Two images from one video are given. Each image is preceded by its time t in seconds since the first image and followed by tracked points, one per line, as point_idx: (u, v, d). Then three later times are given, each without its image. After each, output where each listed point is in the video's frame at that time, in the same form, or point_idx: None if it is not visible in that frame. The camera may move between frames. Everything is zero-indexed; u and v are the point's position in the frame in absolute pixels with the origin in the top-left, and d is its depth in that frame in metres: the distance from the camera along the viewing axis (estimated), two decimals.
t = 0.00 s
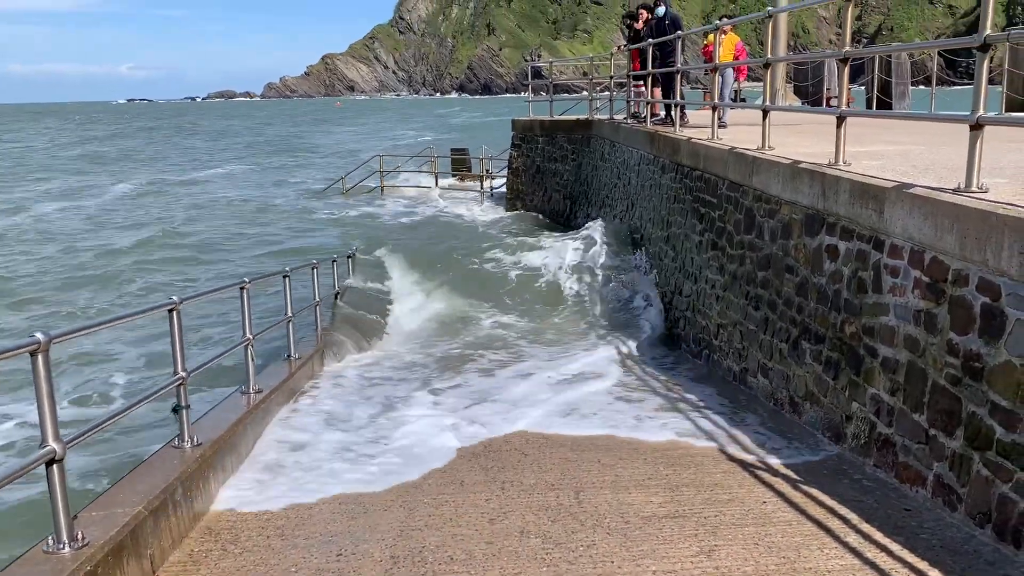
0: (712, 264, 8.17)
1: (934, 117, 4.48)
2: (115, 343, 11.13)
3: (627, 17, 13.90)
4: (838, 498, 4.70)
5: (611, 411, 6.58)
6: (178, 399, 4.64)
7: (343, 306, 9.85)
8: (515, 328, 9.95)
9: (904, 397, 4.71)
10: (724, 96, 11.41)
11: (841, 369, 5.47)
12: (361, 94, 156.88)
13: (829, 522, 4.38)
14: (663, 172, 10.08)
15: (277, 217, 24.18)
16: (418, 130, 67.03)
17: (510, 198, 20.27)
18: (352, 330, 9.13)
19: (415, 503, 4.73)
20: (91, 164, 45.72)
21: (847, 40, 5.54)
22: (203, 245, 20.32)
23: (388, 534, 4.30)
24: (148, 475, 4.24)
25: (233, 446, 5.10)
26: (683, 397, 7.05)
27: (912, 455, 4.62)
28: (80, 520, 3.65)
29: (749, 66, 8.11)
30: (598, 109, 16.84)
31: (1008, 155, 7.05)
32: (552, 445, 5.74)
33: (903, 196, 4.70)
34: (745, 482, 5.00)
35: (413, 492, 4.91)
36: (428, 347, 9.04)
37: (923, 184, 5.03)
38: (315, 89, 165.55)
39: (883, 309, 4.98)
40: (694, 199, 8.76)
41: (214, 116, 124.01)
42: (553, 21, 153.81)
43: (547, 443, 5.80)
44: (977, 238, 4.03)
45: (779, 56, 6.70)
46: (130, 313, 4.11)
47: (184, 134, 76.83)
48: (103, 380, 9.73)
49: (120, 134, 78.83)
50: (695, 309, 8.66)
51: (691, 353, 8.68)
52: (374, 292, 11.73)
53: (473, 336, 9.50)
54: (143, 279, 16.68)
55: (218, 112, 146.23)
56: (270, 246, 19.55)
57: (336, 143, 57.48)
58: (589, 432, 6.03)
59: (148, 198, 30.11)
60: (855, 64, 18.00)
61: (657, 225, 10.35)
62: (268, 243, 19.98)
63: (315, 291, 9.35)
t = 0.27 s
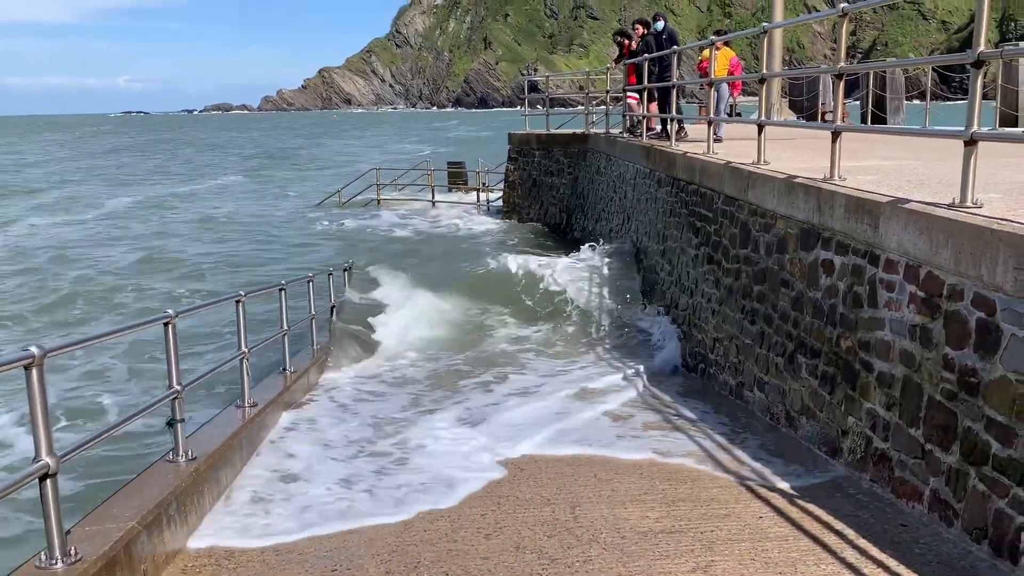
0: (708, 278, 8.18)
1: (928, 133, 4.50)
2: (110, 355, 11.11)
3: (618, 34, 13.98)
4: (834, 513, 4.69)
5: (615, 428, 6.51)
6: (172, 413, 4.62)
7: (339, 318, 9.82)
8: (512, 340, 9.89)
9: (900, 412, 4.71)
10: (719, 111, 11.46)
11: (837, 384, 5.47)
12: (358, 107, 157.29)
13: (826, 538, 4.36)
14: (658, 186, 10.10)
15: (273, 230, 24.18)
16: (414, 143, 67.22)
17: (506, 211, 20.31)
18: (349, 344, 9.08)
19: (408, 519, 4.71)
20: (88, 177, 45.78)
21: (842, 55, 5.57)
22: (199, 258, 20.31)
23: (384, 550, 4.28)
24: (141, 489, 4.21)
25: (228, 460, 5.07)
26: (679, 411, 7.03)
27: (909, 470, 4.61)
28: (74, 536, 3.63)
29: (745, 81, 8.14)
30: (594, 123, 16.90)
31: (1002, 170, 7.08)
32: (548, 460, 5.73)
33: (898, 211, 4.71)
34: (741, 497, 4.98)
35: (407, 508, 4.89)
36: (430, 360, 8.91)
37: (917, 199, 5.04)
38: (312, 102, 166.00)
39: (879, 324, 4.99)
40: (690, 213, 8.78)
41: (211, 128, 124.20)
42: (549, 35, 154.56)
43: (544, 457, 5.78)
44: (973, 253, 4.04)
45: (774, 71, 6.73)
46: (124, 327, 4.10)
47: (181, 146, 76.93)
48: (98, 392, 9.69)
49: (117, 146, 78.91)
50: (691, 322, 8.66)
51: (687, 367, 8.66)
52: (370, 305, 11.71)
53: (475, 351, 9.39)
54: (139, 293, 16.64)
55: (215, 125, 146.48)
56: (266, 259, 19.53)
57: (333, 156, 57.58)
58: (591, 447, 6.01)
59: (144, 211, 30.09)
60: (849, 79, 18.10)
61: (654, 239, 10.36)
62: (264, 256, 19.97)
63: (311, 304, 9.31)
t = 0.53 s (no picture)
0: (702, 291, 8.19)
1: (921, 148, 4.53)
2: (104, 367, 11.07)
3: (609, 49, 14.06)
4: (829, 528, 4.68)
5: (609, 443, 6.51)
6: (165, 426, 4.60)
7: (332, 331, 9.82)
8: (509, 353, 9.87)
9: (894, 426, 4.72)
10: (714, 125, 11.50)
11: (831, 398, 5.48)
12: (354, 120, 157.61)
13: (820, 554, 4.36)
14: (653, 200, 10.14)
15: (268, 243, 24.17)
16: (410, 156, 67.34)
17: (502, 223, 20.33)
18: (341, 357, 9.09)
19: (401, 534, 4.70)
20: (83, 189, 45.71)
21: (835, 71, 5.60)
22: (194, 270, 20.28)
23: (377, 565, 4.30)
24: (134, 503, 4.19)
25: (221, 473, 5.05)
26: (674, 425, 7.03)
27: (903, 484, 4.61)
28: (64, 550, 3.61)
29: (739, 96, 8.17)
30: (589, 136, 16.96)
31: (994, 185, 7.12)
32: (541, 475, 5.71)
33: (891, 226, 4.73)
34: (736, 512, 4.98)
35: (399, 524, 4.87)
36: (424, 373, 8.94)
37: (910, 214, 5.07)
38: (308, 114, 166.33)
39: (872, 338, 5.00)
40: (684, 227, 8.80)
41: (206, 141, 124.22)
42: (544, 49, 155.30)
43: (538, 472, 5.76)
44: (965, 268, 4.05)
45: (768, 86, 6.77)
46: (118, 340, 4.09)
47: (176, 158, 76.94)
48: (91, 405, 9.66)
49: (112, 158, 78.87)
50: (685, 336, 8.67)
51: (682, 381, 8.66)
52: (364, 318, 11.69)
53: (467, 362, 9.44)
54: (133, 305, 16.60)
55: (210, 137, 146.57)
56: (261, 271, 19.51)
57: (329, 168, 57.65)
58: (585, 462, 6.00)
59: (139, 223, 30.07)
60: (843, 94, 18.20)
61: (648, 252, 10.38)
62: (259, 268, 19.95)
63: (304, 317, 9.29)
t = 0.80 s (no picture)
0: (696, 303, 8.20)
1: (913, 160, 4.55)
2: (96, 379, 11.02)
3: (600, 66, 14.15)
4: (822, 541, 4.69)
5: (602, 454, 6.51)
6: (157, 438, 4.58)
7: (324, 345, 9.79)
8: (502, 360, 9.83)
9: (888, 438, 4.71)
10: (707, 137, 11.53)
11: (825, 410, 5.48)
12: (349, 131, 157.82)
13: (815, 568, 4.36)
14: (647, 212, 10.17)
15: (263, 253, 24.14)
16: (404, 167, 67.47)
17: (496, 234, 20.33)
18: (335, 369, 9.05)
19: (391, 552, 4.68)
20: (77, 200, 45.65)
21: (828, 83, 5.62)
22: (188, 281, 20.22)
23: None
24: (126, 516, 4.17)
25: (213, 486, 5.03)
26: (669, 437, 7.02)
27: (898, 497, 4.61)
28: (54, 564, 3.59)
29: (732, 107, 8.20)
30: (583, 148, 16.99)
31: (987, 198, 7.14)
32: (536, 489, 5.70)
33: (884, 238, 4.75)
34: (731, 524, 4.97)
35: (392, 541, 4.85)
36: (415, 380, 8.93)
37: (903, 226, 5.09)
38: (303, 125, 166.59)
39: (865, 349, 5.01)
40: (678, 238, 8.82)
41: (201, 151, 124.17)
42: (539, 61, 155.87)
43: (532, 485, 5.76)
44: (959, 280, 4.06)
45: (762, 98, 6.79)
46: (109, 352, 4.07)
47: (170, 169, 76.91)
48: (82, 417, 9.62)
49: (106, 169, 78.78)
50: (680, 347, 8.68)
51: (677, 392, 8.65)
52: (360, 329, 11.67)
53: (459, 370, 9.44)
54: (126, 316, 16.53)
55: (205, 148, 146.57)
56: (255, 282, 19.47)
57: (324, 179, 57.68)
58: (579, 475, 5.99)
59: (133, 234, 30.00)
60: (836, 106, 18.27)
61: (642, 263, 10.40)
62: (254, 278, 19.91)
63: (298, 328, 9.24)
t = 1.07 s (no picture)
0: (692, 310, 8.21)
1: (908, 168, 4.56)
2: (90, 386, 10.98)
3: (593, 76, 14.21)
4: (818, 549, 4.69)
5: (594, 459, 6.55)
6: (152, 445, 4.56)
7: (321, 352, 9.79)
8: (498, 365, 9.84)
9: (884, 446, 4.72)
10: (703, 145, 11.56)
11: (821, 417, 5.48)
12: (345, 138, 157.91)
13: None
14: (643, 219, 10.18)
15: (258, 260, 24.11)
16: (400, 173, 67.53)
17: (492, 241, 20.34)
18: (330, 376, 9.03)
19: (385, 563, 4.68)
20: (73, 206, 45.59)
21: (823, 92, 5.64)
22: (183, 287, 20.18)
23: None
24: (119, 524, 4.15)
25: (208, 494, 5.01)
26: (665, 444, 7.03)
27: (893, 504, 4.61)
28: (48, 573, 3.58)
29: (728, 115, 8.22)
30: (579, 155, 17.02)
31: (982, 206, 7.16)
32: (532, 497, 5.68)
33: (879, 246, 4.76)
34: (727, 533, 4.97)
35: (388, 552, 4.83)
36: (410, 383, 8.97)
37: (898, 234, 5.10)
38: (299, 132, 166.64)
39: (861, 357, 5.02)
40: (674, 246, 8.83)
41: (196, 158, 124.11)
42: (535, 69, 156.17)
43: (526, 492, 5.77)
44: (954, 289, 4.07)
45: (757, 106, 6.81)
46: (104, 359, 4.06)
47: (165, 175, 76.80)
48: (77, 423, 9.60)
49: (101, 175, 78.65)
50: (676, 355, 8.67)
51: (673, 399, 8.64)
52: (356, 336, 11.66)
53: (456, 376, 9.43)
54: (121, 323, 16.49)
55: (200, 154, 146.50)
56: (251, 289, 19.44)
57: (319, 185, 57.64)
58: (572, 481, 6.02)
59: (129, 240, 29.96)
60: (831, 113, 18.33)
61: (638, 270, 10.41)
62: (249, 286, 19.88)
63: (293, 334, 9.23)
